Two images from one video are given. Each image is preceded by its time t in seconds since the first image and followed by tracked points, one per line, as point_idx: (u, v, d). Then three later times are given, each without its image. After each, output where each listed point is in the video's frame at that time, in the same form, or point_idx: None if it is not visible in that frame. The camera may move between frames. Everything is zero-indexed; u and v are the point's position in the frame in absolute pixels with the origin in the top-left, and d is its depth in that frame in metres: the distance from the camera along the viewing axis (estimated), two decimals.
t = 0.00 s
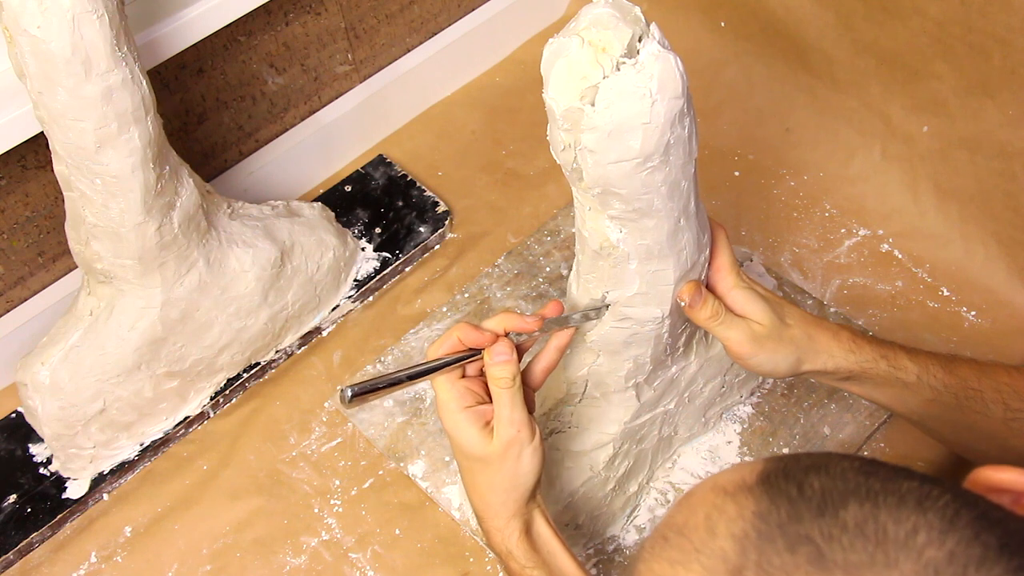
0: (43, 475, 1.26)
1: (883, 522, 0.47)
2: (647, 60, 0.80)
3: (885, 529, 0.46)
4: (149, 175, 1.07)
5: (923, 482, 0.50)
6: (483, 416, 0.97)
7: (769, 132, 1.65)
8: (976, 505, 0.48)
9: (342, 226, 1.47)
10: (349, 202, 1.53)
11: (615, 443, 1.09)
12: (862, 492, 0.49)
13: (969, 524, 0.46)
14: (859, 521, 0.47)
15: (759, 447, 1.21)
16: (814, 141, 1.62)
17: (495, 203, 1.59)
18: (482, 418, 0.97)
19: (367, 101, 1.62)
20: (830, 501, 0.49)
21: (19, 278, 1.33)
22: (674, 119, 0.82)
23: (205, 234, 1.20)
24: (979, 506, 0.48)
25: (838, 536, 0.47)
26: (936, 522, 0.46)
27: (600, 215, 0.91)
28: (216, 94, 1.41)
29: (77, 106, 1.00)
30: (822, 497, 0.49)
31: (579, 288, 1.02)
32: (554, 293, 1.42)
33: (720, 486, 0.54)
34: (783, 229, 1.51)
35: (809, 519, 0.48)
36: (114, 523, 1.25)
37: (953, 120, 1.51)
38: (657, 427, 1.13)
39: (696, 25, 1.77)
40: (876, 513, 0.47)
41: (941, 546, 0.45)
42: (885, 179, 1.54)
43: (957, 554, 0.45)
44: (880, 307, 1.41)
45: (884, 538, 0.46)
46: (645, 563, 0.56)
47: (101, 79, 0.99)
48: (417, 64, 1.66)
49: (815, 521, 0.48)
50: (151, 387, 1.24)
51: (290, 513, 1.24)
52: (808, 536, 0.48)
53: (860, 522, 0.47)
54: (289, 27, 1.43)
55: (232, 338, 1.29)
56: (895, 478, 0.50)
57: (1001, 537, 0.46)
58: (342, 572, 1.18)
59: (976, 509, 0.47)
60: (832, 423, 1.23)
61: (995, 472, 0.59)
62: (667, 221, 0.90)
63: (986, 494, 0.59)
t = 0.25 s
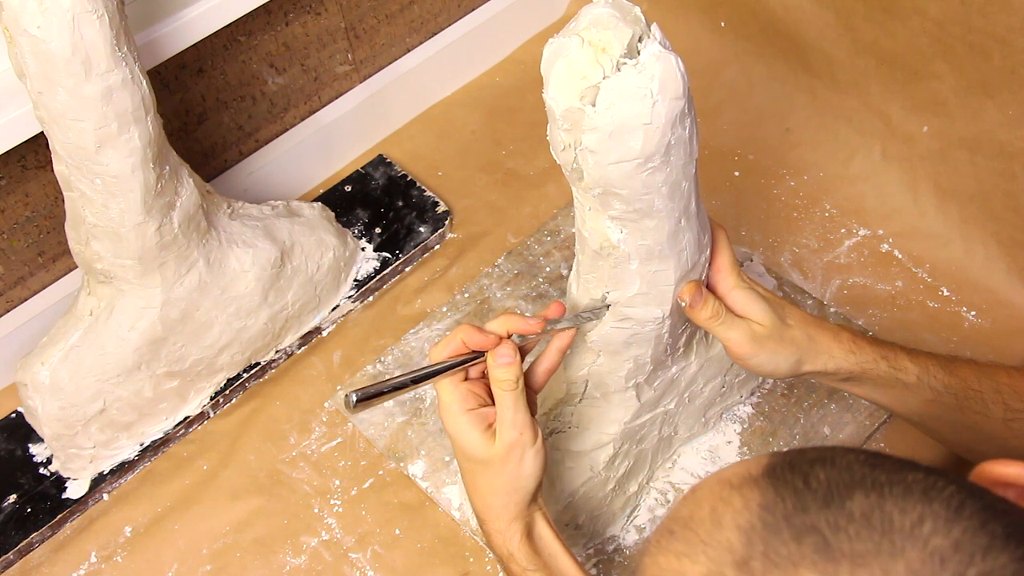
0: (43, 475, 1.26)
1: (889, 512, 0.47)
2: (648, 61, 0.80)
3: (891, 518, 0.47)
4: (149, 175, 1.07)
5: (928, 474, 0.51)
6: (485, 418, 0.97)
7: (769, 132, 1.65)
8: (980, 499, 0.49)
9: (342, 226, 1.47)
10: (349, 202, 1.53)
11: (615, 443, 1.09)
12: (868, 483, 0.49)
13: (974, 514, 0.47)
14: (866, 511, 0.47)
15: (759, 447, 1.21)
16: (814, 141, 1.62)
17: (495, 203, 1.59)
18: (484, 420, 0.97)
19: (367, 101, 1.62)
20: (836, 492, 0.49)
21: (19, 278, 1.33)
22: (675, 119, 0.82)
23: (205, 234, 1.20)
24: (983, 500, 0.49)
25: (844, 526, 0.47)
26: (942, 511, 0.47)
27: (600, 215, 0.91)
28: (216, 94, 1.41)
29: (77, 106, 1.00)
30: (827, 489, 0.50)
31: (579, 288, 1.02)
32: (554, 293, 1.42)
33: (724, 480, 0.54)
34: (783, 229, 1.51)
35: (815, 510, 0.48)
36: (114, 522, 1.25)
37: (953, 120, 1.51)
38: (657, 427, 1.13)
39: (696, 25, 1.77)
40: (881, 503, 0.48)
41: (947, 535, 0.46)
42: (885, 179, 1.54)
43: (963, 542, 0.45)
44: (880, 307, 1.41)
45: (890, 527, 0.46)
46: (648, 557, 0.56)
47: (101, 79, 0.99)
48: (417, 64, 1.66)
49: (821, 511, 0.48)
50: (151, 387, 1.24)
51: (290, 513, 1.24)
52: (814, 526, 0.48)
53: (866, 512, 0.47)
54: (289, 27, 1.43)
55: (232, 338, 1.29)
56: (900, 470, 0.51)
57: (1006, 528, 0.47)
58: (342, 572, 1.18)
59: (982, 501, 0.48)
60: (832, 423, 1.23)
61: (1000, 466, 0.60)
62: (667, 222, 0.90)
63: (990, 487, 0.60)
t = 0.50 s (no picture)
0: (43, 475, 1.26)
1: (889, 506, 0.47)
2: (650, 61, 0.80)
3: (891, 512, 0.47)
4: (149, 175, 1.07)
5: (927, 468, 0.51)
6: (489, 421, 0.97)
7: (769, 132, 1.65)
8: (979, 495, 0.49)
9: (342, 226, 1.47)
10: (349, 202, 1.53)
11: (615, 443, 1.09)
12: (867, 478, 0.49)
13: (973, 509, 0.47)
14: (865, 505, 0.47)
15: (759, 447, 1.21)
16: (813, 141, 1.62)
17: (495, 203, 1.59)
18: (488, 423, 0.97)
19: (367, 101, 1.62)
20: (836, 488, 0.49)
21: (19, 278, 1.33)
22: (676, 120, 0.82)
23: (205, 234, 1.20)
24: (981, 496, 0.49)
25: (844, 521, 0.47)
26: (941, 505, 0.47)
27: (600, 214, 0.91)
28: (216, 94, 1.41)
29: (77, 106, 1.00)
30: (827, 484, 0.50)
31: (579, 288, 1.02)
32: (554, 293, 1.42)
33: (725, 476, 0.54)
34: (783, 229, 1.51)
35: (815, 505, 0.48)
36: (114, 522, 1.25)
37: (953, 120, 1.51)
38: (657, 427, 1.13)
39: (696, 25, 1.77)
40: (881, 498, 0.48)
41: (946, 528, 0.46)
42: (884, 179, 1.54)
43: (962, 536, 0.46)
44: (880, 307, 1.41)
45: (889, 522, 0.46)
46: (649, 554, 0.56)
47: (101, 79, 0.99)
48: (417, 64, 1.66)
49: (820, 506, 0.48)
50: (151, 387, 1.24)
51: (290, 513, 1.24)
52: (814, 521, 0.48)
53: (866, 506, 0.47)
54: (289, 27, 1.43)
55: (232, 338, 1.29)
56: (900, 465, 0.51)
57: (1005, 522, 0.47)
58: (342, 572, 1.18)
59: (981, 496, 0.48)
60: (832, 423, 1.23)
61: (999, 463, 0.60)
62: (668, 223, 0.90)
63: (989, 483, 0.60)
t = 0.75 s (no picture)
0: (43, 475, 1.26)
1: (889, 503, 0.47)
2: (652, 62, 0.79)
3: (891, 509, 0.47)
4: (149, 175, 1.07)
5: (927, 467, 0.51)
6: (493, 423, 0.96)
7: (769, 132, 1.65)
8: (982, 493, 0.49)
9: (342, 226, 1.47)
10: (349, 202, 1.53)
11: (615, 443, 1.09)
12: (866, 475, 0.49)
13: (975, 507, 0.47)
14: (866, 502, 0.47)
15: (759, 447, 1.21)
16: (813, 141, 1.62)
17: (495, 203, 1.59)
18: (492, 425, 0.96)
19: (367, 101, 1.62)
20: (836, 486, 0.49)
21: (19, 278, 1.33)
22: (678, 121, 0.82)
23: (205, 234, 1.20)
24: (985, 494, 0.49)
25: (845, 518, 0.47)
26: (942, 503, 0.47)
27: (600, 214, 0.91)
28: (216, 94, 1.41)
29: (77, 106, 1.00)
30: (827, 481, 0.50)
31: (579, 287, 1.02)
32: (554, 293, 1.42)
33: (724, 477, 0.54)
34: (783, 229, 1.51)
35: (815, 503, 0.48)
36: (114, 522, 1.25)
37: (953, 120, 1.51)
38: (657, 427, 1.13)
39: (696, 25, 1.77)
40: (881, 496, 0.48)
41: (946, 525, 0.46)
42: (884, 179, 1.55)
43: (963, 533, 0.46)
44: (880, 307, 1.41)
45: (890, 519, 0.46)
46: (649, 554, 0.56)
47: (101, 79, 0.99)
48: (417, 64, 1.66)
49: (821, 504, 0.48)
50: (151, 387, 1.24)
51: (290, 513, 1.24)
52: (816, 519, 0.48)
53: (866, 503, 0.47)
54: (289, 27, 1.43)
55: (232, 338, 1.29)
56: (900, 463, 0.51)
57: (1007, 519, 0.47)
58: (342, 572, 1.18)
59: (981, 495, 0.48)
60: (833, 423, 1.23)
61: (1001, 461, 0.60)
62: (669, 223, 0.90)
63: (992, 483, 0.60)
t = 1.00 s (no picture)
0: (43, 475, 1.26)
1: (916, 484, 0.48)
2: (652, 61, 0.79)
3: (919, 489, 0.48)
4: (149, 175, 1.07)
5: (952, 452, 0.51)
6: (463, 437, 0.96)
7: (769, 132, 1.65)
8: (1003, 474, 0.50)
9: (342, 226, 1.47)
10: (349, 202, 1.53)
11: (614, 444, 1.08)
12: (892, 459, 0.50)
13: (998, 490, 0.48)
14: (892, 484, 0.48)
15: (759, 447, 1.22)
16: (814, 141, 1.62)
17: (495, 203, 1.59)
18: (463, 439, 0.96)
19: (367, 101, 1.62)
20: (862, 466, 0.50)
21: (19, 278, 1.33)
22: (677, 120, 0.81)
23: (205, 234, 1.20)
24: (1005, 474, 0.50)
25: (871, 497, 0.48)
26: (969, 483, 0.48)
27: (600, 214, 0.91)
28: (216, 94, 1.41)
29: (77, 106, 1.00)
30: (852, 465, 0.50)
31: (579, 288, 1.02)
32: (554, 293, 1.42)
33: (725, 477, 0.54)
34: (783, 228, 1.51)
35: (841, 484, 0.49)
36: (114, 522, 1.25)
37: (953, 120, 1.51)
38: (657, 427, 1.12)
39: (696, 25, 1.77)
40: (907, 476, 0.48)
41: (975, 505, 0.47)
42: (884, 179, 1.55)
43: (991, 513, 0.46)
44: (880, 307, 1.41)
45: (918, 500, 0.47)
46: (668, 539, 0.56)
47: (101, 79, 0.99)
48: (417, 64, 1.66)
49: (847, 485, 0.49)
50: (151, 387, 1.24)
51: (290, 513, 1.24)
52: (841, 499, 0.48)
53: (892, 484, 0.48)
54: (289, 27, 1.43)
55: (232, 338, 1.29)
56: (924, 448, 0.51)
57: None
58: (342, 572, 1.18)
59: (1006, 479, 0.49)
60: (833, 424, 1.23)
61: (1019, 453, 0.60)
62: (669, 223, 0.90)
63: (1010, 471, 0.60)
